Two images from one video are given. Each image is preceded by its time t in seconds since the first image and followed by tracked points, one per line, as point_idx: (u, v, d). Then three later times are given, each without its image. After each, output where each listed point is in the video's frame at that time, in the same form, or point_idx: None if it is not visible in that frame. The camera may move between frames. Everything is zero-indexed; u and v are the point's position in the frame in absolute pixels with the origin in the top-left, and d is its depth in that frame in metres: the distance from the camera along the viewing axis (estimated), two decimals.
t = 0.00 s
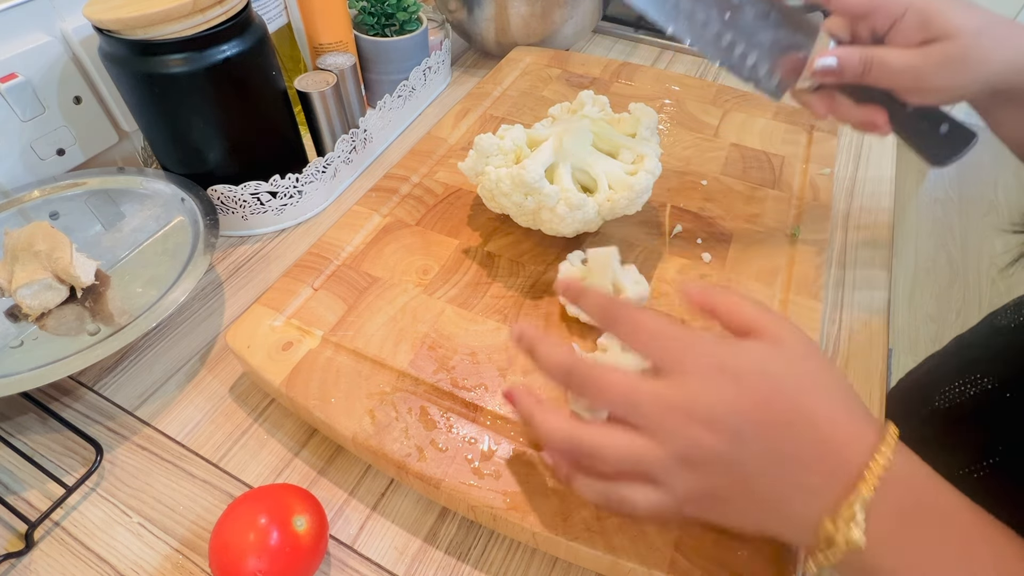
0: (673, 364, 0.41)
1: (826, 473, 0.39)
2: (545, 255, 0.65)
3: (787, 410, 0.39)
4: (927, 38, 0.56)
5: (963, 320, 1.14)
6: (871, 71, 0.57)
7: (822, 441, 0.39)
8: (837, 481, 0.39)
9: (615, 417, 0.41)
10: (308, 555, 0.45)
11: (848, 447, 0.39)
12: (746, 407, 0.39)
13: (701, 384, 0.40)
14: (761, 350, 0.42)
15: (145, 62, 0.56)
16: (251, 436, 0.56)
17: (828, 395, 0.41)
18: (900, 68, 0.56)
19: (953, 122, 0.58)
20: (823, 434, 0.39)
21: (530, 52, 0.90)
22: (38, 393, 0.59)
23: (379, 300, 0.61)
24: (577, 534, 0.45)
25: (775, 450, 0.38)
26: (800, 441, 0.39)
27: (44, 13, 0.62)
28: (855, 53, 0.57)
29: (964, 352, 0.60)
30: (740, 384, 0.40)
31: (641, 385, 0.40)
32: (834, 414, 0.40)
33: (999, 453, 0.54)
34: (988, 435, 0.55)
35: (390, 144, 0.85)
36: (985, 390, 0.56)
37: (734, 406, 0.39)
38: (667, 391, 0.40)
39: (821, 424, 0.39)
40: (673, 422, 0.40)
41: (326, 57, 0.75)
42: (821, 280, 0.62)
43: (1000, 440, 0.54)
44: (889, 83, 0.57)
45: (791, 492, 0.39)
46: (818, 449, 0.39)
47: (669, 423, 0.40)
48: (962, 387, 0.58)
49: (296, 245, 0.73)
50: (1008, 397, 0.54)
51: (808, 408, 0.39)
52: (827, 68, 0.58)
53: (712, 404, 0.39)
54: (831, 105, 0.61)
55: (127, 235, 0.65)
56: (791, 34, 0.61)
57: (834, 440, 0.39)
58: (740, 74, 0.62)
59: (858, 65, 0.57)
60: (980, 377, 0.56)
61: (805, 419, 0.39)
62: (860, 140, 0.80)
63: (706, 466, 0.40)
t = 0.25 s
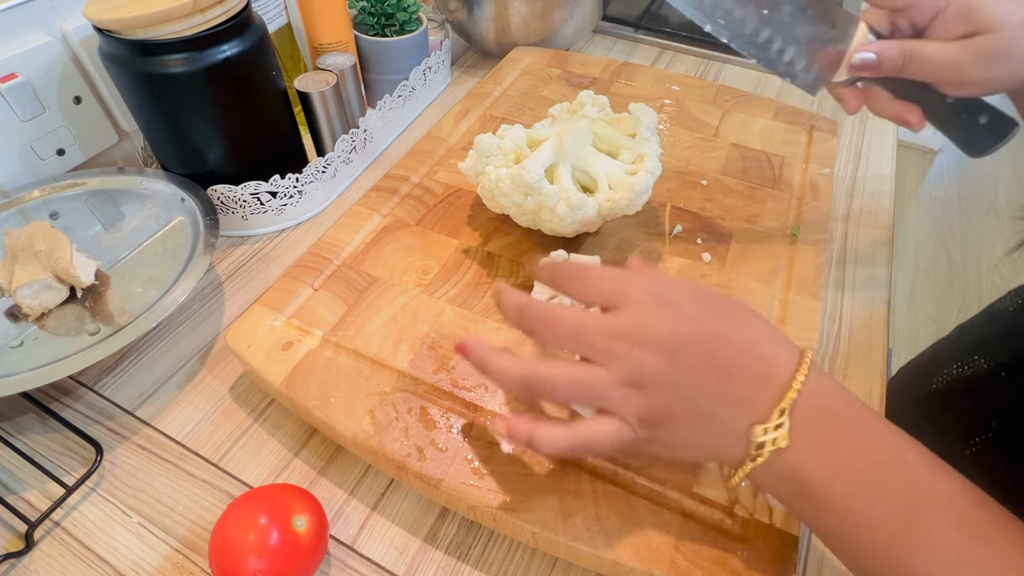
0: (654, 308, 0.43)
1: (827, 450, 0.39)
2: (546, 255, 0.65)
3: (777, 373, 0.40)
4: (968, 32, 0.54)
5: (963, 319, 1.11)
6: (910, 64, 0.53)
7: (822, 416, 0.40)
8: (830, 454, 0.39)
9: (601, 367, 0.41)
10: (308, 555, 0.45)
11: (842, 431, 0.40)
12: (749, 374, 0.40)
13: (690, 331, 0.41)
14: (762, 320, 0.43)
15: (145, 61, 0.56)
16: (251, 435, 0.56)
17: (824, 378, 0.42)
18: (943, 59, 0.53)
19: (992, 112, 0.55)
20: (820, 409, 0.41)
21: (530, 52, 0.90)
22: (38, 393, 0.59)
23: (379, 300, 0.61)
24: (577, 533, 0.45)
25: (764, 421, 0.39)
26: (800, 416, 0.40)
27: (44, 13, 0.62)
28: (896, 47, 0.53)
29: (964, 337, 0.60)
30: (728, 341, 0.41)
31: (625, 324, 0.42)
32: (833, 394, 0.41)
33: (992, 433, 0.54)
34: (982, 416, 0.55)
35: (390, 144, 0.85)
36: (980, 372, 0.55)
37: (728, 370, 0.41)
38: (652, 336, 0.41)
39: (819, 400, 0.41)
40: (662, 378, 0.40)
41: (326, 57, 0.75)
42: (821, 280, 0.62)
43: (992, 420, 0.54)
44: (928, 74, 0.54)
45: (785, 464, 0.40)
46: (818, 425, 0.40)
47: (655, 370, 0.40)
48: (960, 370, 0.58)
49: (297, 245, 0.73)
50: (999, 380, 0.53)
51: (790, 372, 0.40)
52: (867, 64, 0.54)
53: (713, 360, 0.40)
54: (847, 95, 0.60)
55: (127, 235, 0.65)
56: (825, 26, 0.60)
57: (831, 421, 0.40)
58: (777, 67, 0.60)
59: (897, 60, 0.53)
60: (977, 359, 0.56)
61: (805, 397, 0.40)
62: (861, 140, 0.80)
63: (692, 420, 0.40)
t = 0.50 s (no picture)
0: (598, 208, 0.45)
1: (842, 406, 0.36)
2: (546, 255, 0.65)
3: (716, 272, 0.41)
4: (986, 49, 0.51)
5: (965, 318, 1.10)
6: (929, 80, 0.50)
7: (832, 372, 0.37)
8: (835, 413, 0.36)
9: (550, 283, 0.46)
10: (308, 555, 0.45)
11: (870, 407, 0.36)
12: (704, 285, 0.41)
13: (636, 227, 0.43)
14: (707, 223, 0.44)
15: (145, 62, 0.56)
16: (251, 436, 0.56)
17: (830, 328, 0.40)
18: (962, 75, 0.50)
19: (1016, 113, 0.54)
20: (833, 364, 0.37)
21: (530, 52, 0.90)
22: (38, 393, 0.59)
23: (379, 300, 0.61)
24: (577, 533, 0.45)
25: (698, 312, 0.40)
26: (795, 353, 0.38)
27: (44, 13, 0.62)
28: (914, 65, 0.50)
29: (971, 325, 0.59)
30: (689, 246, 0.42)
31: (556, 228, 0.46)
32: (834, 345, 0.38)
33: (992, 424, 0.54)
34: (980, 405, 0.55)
35: (390, 143, 0.85)
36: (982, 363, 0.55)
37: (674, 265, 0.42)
38: (597, 233, 0.44)
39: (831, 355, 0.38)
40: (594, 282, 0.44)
41: (326, 57, 0.75)
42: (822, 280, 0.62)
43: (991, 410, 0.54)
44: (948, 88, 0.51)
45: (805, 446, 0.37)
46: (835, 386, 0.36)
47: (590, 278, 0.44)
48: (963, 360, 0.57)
49: (297, 245, 0.73)
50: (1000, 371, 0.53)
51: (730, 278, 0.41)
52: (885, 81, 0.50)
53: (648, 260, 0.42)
54: (861, 108, 0.58)
55: (127, 235, 0.65)
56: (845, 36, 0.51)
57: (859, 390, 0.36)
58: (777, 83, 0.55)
59: (915, 77, 0.50)
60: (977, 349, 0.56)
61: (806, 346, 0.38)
62: (861, 140, 0.80)
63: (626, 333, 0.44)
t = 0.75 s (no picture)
0: (682, 234, 0.43)
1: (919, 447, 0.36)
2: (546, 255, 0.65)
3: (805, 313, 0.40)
4: None
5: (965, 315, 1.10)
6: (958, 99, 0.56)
7: (910, 413, 0.37)
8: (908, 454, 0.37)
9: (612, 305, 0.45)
10: (308, 555, 0.45)
11: (947, 448, 0.36)
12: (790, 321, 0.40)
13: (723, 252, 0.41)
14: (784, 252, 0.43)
15: (145, 62, 0.56)
16: (251, 436, 0.56)
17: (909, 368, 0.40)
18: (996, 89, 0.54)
19: None
20: (910, 403, 0.38)
21: (530, 52, 0.90)
22: (38, 393, 0.59)
23: (379, 300, 0.61)
24: (576, 533, 0.45)
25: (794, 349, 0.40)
26: (876, 392, 0.38)
27: (44, 13, 0.62)
28: (945, 81, 0.55)
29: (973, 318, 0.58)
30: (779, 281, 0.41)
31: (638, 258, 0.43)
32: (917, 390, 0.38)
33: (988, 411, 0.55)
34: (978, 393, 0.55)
35: (390, 143, 0.85)
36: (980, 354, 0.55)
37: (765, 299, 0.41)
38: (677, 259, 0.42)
39: (907, 394, 0.38)
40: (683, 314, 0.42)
41: (326, 57, 0.75)
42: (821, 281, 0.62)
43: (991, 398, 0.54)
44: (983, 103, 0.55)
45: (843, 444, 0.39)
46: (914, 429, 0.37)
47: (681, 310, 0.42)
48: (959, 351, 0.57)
49: (296, 245, 0.73)
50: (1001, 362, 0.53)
51: (818, 318, 0.40)
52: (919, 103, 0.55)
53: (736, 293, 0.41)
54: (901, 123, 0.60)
55: (127, 235, 0.65)
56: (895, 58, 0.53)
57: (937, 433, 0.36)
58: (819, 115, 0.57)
59: (947, 95, 0.56)
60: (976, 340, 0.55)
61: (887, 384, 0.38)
62: (860, 140, 0.80)
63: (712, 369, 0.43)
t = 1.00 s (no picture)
0: (714, 245, 0.46)
1: (922, 442, 0.40)
2: (545, 255, 0.65)
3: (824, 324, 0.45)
4: None
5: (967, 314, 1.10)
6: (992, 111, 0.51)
7: (916, 411, 0.41)
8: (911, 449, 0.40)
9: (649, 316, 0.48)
10: (308, 555, 0.45)
11: (948, 444, 0.39)
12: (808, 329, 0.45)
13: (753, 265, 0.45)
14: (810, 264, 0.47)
15: (145, 62, 0.56)
16: (251, 436, 0.56)
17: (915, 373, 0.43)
18: None
19: None
20: (917, 405, 0.41)
21: (530, 52, 0.90)
22: (38, 393, 0.59)
23: (379, 300, 0.61)
24: (576, 533, 0.45)
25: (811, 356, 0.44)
26: (883, 393, 0.42)
27: (44, 13, 0.62)
28: (976, 94, 0.50)
29: (975, 318, 0.58)
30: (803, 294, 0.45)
31: (672, 270, 0.46)
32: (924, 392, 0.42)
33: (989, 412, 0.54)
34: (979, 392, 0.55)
35: (390, 143, 0.85)
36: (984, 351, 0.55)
37: (788, 311, 0.45)
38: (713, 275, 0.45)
39: (914, 396, 0.42)
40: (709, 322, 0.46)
41: (326, 57, 0.75)
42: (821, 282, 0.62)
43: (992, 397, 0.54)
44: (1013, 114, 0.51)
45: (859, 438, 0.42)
46: (916, 425, 0.40)
47: (708, 319, 0.46)
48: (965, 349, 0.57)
49: (297, 245, 0.73)
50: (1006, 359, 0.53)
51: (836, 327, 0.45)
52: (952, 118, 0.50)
53: (760, 303, 0.45)
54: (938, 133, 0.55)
55: (127, 235, 0.65)
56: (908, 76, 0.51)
57: (940, 431, 0.40)
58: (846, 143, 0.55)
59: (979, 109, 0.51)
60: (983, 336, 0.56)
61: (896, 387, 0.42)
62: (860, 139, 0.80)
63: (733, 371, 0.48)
